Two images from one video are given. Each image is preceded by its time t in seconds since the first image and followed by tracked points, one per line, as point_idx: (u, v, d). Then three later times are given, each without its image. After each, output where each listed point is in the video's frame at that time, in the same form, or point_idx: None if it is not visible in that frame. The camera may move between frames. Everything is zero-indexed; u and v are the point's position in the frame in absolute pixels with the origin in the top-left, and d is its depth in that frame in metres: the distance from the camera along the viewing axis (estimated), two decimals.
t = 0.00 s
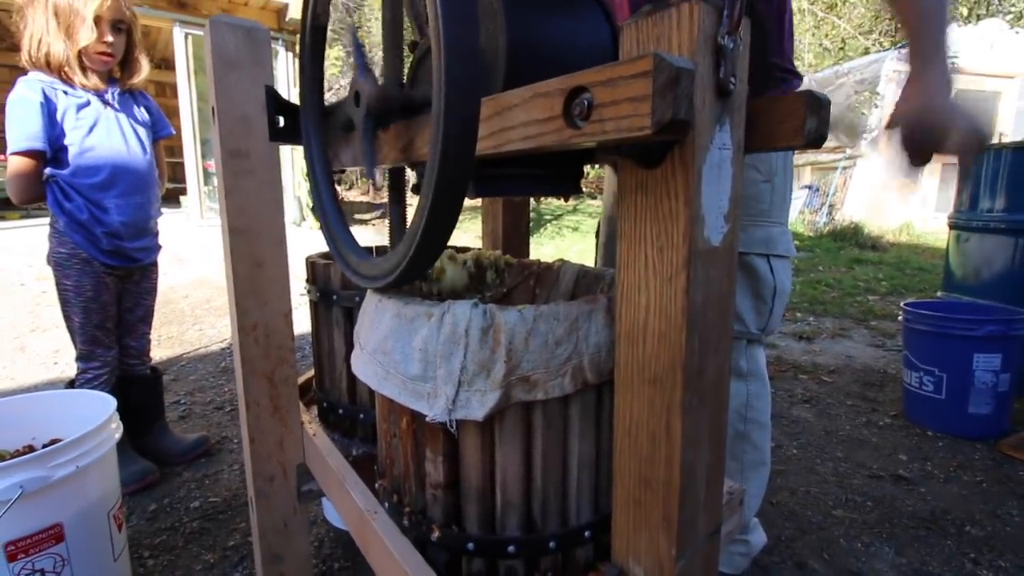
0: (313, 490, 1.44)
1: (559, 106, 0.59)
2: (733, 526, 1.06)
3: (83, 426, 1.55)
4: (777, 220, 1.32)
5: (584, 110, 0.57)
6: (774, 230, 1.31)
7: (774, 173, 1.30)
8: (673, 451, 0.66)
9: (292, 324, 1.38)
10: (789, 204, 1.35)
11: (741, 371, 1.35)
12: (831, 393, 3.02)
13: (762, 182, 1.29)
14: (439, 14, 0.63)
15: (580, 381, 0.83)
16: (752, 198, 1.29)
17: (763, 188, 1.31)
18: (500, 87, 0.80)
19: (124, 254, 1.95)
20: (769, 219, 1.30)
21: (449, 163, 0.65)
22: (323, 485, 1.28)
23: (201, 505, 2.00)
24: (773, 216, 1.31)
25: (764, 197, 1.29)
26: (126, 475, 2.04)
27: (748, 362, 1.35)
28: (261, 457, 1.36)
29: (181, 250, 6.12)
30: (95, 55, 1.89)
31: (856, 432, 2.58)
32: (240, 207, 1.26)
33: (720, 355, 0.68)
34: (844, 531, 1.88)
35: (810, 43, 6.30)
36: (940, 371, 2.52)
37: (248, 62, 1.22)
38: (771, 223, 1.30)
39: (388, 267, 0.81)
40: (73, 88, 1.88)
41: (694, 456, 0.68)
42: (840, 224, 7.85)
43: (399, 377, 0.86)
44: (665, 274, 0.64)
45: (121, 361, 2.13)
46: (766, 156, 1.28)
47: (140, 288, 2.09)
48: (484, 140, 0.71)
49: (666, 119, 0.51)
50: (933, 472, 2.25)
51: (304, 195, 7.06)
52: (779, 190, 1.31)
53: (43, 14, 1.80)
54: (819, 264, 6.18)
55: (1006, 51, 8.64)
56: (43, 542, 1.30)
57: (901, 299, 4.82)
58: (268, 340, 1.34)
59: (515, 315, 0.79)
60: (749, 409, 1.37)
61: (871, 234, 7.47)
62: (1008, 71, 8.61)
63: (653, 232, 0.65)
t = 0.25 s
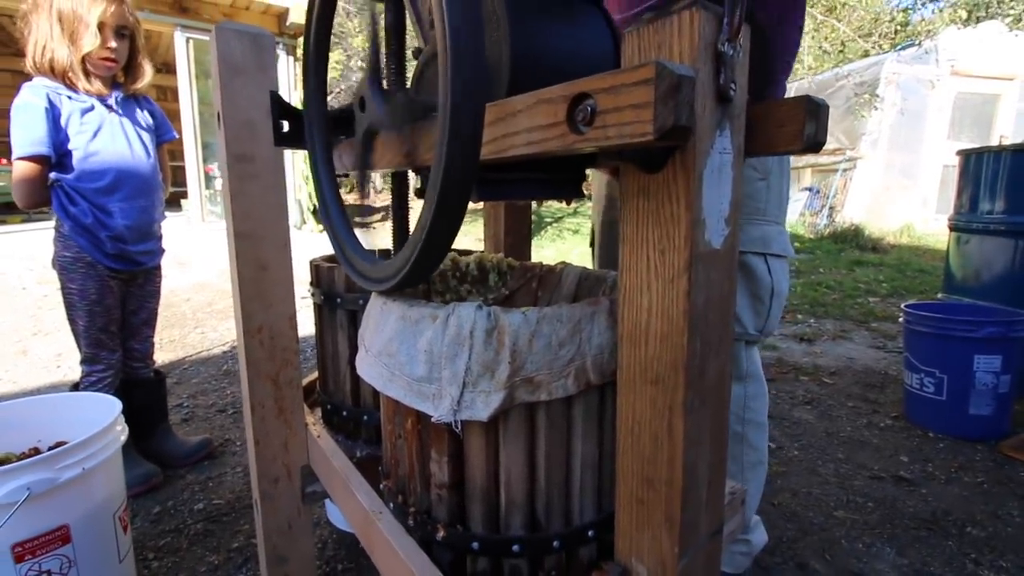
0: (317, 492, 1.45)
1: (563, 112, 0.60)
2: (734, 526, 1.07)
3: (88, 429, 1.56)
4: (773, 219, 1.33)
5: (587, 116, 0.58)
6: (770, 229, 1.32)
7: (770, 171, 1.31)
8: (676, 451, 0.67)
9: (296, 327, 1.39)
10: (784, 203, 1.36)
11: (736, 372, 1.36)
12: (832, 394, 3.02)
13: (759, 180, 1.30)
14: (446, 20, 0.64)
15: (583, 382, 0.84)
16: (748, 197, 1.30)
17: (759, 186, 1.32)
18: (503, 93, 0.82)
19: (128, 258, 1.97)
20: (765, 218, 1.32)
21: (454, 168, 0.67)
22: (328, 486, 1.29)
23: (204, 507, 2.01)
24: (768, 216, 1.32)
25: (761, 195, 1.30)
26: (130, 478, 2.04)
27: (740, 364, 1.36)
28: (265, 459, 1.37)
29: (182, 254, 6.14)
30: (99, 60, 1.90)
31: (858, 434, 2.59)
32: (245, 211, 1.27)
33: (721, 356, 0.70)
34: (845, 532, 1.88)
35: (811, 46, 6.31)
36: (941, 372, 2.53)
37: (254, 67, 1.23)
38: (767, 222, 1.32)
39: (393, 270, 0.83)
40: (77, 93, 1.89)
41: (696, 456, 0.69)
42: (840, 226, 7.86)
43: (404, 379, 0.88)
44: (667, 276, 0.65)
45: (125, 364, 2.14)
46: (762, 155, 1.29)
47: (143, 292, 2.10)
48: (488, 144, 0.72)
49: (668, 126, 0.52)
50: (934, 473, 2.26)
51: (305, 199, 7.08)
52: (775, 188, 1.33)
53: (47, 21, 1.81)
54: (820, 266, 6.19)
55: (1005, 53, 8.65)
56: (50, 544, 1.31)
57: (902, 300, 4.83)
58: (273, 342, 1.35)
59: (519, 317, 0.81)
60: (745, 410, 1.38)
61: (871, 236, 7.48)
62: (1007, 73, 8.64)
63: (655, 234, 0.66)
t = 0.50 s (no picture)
0: (317, 494, 1.46)
1: (562, 119, 0.61)
2: (732, 527, 1.07)
3: (88, 432, 1.57)
4: (760, 226, 1.35)
5: (586, 123, 0.59)
6: (756, 235, 1.34)
7: (755, 180, 1.32)
8: (674, 452, 0.68)
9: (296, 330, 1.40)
10: (775, 210, 1.37)
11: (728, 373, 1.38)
12: (829, 396, 3.04)
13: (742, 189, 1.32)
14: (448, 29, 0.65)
15: (582, 385, 0.85)
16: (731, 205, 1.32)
17: (744, 195, 1.33)
18: (503, 99, 0.83)
19: (127, 261, 1.97)
20: (750, 225, 1.34)
21: (455, 175, 0.68)
22: (328, 489, 1.30)
23: (203, 510, 2.02)
24: (756, 222, 1.34)
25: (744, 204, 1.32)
26: (129, 481, 2.05)
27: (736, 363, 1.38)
28: (265, 462, 1.37)
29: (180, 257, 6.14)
30: (100, 64, 1.91)
31: (855, 436, 2.60)
32: (246, 215, 1.28)
33: (718, 359, 0.70)
34: (842, 534, 1.89)
35: (807, 49, 6.34)
36: (937, 374, 2.55)
37: (255, 72, 1.24)
38: (752, 229, 1.33)
39: (394, 275, 0.83)
40: (77, 97, 1.90)
41: (694, 458, 0.70)
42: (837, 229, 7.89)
43: (405, 382, 0.88)
44: (665, 280, 0.66)
45: (124, 368, 2.15)
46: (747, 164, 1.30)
47: (142, 295, 2.11)
48: (489, 150, 0.73)
49: (666, 133, 0.53)
50: (930, 474, 2.27)
51: (303, 202, 7.09)
52: (762, 196, 1.34)
53: (48, 24, 1.82)
54: (817, 268, 6.21)
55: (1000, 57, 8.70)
56: (50, 547, 1.31)
57: (899, 303, 4.85)
58: (273, 346, 1.36)
59: (519, 320, 0.82)
60: (741, 410, 1.39)
61: (868, 239, 7.50)
62: (1002, 76, 8.68)
63: (653, 239, 0.67)
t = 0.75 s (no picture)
0: (318, 497, 1.47)
1: (563, 126, 0.62)
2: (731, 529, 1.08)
3: (88, 434, 1.57)
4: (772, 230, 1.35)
5: (586, 130, 0.60)
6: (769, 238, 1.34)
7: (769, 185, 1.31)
8: (672, 455, 0.69)
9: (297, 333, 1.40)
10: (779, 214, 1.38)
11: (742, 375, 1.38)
12: (827, 399, 3.05)
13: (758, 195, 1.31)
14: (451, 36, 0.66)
15: (582, 388, 0.86)
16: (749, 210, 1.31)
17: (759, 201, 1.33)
18: (504, 105, 0.84)
19: (128, 263, 1.98)
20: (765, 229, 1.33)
21: (456, 180, 0.68)
22: (329, 491, 1.30)
23: (203, 513, 2.02)
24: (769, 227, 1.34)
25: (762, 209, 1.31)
26: (128, 484, 2.05)
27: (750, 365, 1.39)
28: (265, 464, 1.38)
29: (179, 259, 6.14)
30: (104, 68, 1.92)
31: (852, 438, 2.61)
32: (248, 218, 1.29)
33: (716, 363, 0.71)
34: (840, 537, 1.90)
35: (806, 53, 6.37)
36: (934, 378, 2.56)
37: (257, 76, 1.25)
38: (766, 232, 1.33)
39: (395, 279, 0.84)
40: (80, 100, 1.91)
41: (692, 461, 0.70)
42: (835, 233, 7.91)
43: (405, 384, 0.89)
44: (663, 284, 0.67)
45: (124, 370, 2.15)
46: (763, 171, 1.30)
47: (143, 297, 2.11)
48: (490, 156, 0.74)
49: (664, 141, 0.54)
50: (928, 477, 2.28)
51: (302, 204, 7.10)
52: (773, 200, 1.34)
53: (52, 28, 1.83)
54: (815, 272, 6.23)
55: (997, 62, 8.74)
56: (49, 550, 1.32)
57: (896, 306, 4.86)
58: (274, 349, 1.36)
59: (519, 324, 0.82)
60: (749, 413, 1.40)
61: (866, 242, 7.53)
62: (1000, 81, 8.72)
63: (652, 245, 0.68)
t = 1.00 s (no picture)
0: (306, 500, 1.46)
1: (555, 130, 0.62)
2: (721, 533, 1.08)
3: (72, 437, 1.55)
4: (761, 236, 1.36)
5: (578, 134, 0.60)
6: (759, 245, 1.35)
7: (758, 193, 1.34)
8: (661, 460, 0.69)
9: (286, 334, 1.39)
10: (772, 221, 1.39)
11: (729, 378, 1.39)
12: (815, 404, 3.06)
13: (747, 201, 1.33)
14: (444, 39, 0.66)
15: (572, 392, 0.86)
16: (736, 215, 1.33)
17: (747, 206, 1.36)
18: (497, 108, 0.84)
19: (115, 263, 1.96)
20: (754, 235, 1.35)
21: (448, 183, 0.68)
22: (317, 495, 1.29)
23: (189, 516, 2.00)
24: (758, 233, 1.35)
25: (749, 215, 1.33)
26: (113, 486, 2.03)
27: (735, 369, 1.39)
28: (253, 467, 1.37)
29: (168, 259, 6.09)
30: (93, 65, 1.91)
31: (840, 443, 2.62)
32: (237, 218, 1.28)
33: (706, 368, 0.71)
34: (827, 541, 1.91)
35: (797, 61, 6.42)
36: (921, 383, 2.58)
37: (249, 76, 1.24)
38: (755, 239, 1.34)
39: (386, 281, 0.84)
40: (68, 98, 1.89)
41: (681, 465, 0.70)
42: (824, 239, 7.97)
43: (395, 387, 0.89)
44: (654, 289, 0.67)
45: (110, 371, 2.13)
46: (751, 178, 1.33)
47: (130, 298, 2.09)
48: (482, 159, 0.74)
49: (656, 146, 0.55)
50: (914, 482, 2.30)
51: (293, 205, 7.06)
52: (764, 208, 1.36)
53: (41, 24, 1.81)
54: (805, 277, 6.27)
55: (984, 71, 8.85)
56: (31, 554, 1.30)
57: (884, 312, 4.90)
58: (262, 350, 1.35)
59: (510, 327, 0.82)
60: (737, 415, 1.40)
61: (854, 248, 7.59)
62: (986, 90, 8.83)
63: (643, 249, 0.68)
